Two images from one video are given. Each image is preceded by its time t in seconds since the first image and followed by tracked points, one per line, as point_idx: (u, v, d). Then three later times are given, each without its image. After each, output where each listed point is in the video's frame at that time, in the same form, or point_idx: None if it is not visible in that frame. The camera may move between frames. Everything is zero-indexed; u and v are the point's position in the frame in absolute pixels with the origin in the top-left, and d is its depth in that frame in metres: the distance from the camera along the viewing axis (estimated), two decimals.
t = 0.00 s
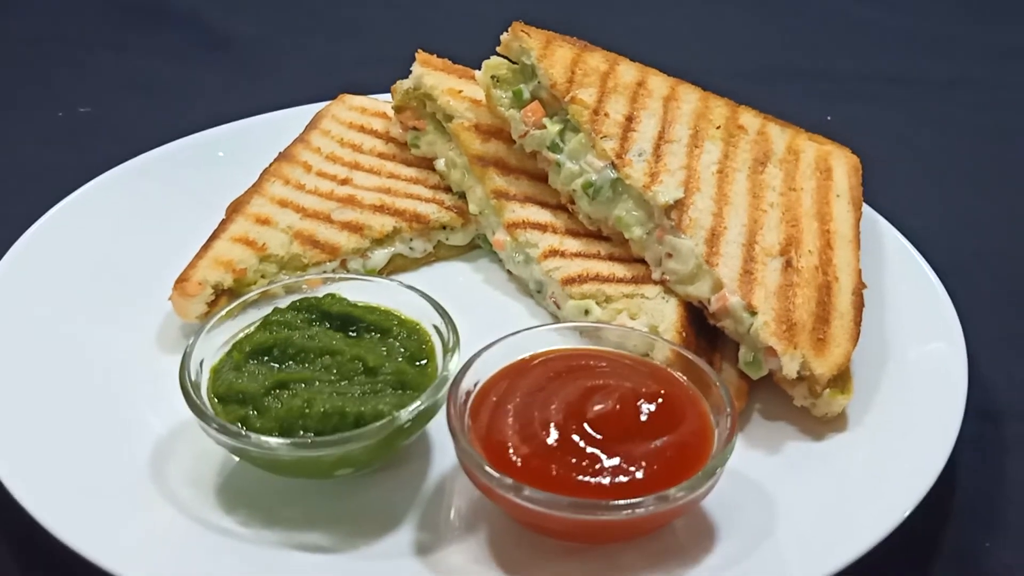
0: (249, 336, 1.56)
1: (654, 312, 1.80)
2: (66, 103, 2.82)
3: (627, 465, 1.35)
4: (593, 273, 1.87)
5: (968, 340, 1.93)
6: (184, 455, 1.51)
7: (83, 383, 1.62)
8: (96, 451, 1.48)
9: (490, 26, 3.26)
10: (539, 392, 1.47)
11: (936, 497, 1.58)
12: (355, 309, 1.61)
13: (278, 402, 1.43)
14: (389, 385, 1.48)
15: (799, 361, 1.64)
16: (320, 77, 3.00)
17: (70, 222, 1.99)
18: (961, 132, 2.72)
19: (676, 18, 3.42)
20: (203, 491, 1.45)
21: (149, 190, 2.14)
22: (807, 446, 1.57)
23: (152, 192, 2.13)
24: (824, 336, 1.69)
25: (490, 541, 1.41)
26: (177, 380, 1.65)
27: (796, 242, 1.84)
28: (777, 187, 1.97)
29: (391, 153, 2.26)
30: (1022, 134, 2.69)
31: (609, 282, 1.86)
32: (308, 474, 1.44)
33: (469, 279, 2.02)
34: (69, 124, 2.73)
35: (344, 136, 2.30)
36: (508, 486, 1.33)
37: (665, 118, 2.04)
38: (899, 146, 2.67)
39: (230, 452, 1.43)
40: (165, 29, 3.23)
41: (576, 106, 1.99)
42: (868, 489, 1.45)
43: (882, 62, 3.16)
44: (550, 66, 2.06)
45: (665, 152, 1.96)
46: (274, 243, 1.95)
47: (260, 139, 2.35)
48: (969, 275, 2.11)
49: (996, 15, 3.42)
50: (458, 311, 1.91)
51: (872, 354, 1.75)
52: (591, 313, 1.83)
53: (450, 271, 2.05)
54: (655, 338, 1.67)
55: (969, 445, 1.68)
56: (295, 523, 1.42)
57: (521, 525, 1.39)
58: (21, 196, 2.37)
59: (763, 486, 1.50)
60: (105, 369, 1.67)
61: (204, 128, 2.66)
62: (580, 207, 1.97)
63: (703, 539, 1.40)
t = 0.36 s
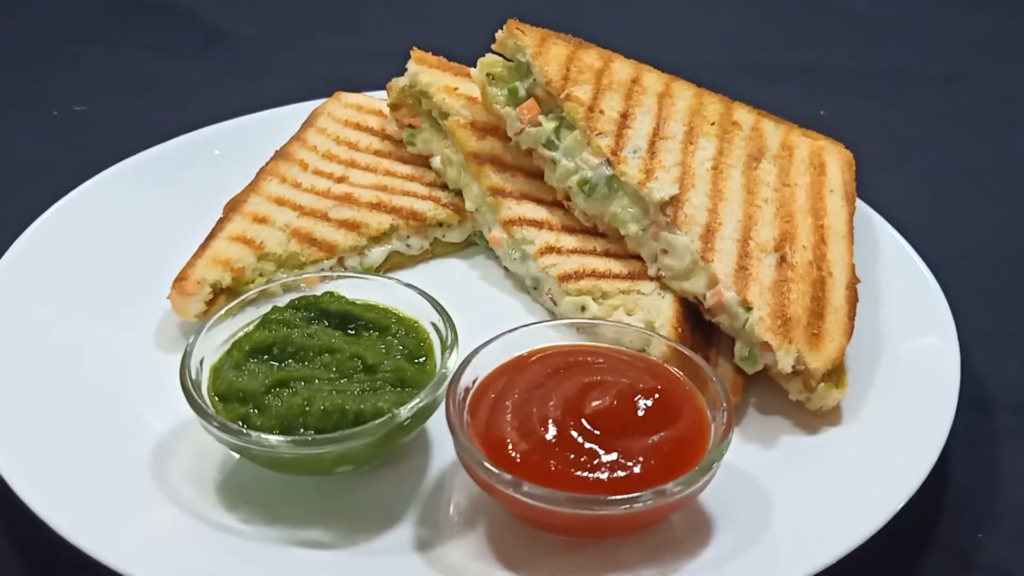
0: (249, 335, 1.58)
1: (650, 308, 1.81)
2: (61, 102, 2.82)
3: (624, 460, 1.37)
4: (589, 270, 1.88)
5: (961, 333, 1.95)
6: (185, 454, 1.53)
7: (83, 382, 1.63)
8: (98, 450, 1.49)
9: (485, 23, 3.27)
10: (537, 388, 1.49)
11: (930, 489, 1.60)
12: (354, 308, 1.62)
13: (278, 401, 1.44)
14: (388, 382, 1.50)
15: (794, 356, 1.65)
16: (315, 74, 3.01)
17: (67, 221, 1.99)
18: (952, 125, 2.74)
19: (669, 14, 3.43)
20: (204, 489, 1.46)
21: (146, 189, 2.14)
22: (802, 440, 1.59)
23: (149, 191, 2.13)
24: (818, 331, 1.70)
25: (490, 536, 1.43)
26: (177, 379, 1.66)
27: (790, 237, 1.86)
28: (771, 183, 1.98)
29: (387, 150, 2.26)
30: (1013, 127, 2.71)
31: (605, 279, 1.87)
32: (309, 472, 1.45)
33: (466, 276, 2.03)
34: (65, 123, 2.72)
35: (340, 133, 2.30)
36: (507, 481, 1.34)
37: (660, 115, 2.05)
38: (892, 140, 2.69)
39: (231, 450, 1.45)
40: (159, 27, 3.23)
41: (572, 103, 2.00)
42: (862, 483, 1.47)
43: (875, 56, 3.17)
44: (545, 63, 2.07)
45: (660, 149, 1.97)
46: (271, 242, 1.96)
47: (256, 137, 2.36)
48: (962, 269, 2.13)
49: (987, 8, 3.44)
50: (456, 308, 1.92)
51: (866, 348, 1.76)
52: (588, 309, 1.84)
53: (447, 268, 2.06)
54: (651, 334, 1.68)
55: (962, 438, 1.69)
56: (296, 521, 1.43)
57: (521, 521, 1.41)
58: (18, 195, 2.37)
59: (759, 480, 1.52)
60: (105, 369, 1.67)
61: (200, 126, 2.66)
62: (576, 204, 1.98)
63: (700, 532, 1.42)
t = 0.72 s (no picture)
0: (248, 330, 1.58)
1: (647, 301, 1.82)
2: (57, 98, 2.82)
3: (622, 453, 1.38)
4: (586, 263, 1.89)
5: (956, 324, 1.96)
6: (185, 450, 1.53)
7: (84, 378, 1.63)
8: (99, 444, 1.50)
9: (479, 16, 3.27)
10: (535, 381, 1.50)
11: (925, 478, 1.61)
12: (352, 302, 1.63)
13: (277, 395, 1.45)
14: (387, 376, 1.51)
15: (790, 348, 1.66)
16: (311, 68, 3.01)
17: (66, 217, 2.00)
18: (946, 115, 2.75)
19: (664, 6, 3.44)
20: (205, 484, 1.47)
21: (144, 185, 2.14)
22: (798, 431, 1.61)
23: (146, 187, 2.14)
24: (814, 323, 1.72)
25: (489, 528, 1.44)
26: (177, 375, 1.67)
27: (786, 230, 1.87)
28: (767, 175, 1.99)
29: (384, 145, 2.27)
30: (1007, 117, 2.72)
31: (602, 272, 1.88)
32: (309, 466, 1.46)
33: (463, 269, 2.04)
34: (61, 119, 2.72)
35: (337, 128, 2.31)
36: (506, 473, 1.35)
37: (656, 108, 2.05)
38: (886, 131, 2.70)
39: (232, 444, 1.46)
40: (154, 23, 3.23)
41: (567, 97, 2.00)
42: (857, 473, 1.48)
43: (868, 47, 3.18)
44: (541, 57, 2.07)
45: (656, 142, 1.98)
46: (269, 237, 1.97)
47: (253, 133, 2.36)
48: (954, 260, 2.15)
49: None
50: (454, 301, 1.93)
51: (861, 339, 1.78)
52: (585, 303, 1.85)
53: (444, 262, 2.07)
54: (648, 326, 1.70)
55: (958, 428, 1.71)
56: (297, 515, 1.44)
57: (520, 513, 1.42)
58: (15, 191, 2.37)
59: (756, 471, 1.53)
60: (106, 363, 1.68)
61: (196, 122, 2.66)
62: (572, 197, 1.99)
63: (697, 523, 1.43)
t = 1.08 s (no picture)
0: (253, 322, 1.61)
1: (646, 292, 1.84)
2: (58, 97, 2.84)
3: (622, 440, 1.41)
4: (585, 255, 1.92)
5: (951, 315, 1.98)
6: (191, 441, 1.56)
7: (90, 371, 1.65)
8: (106, 435, 1.52)
9: (477, 14, 3.30)
10: (536, 371, 1.52)
11: (920, 465, 1.64)
12: (355, 294, 1.65)
13: (282, 386, 1.48)
14: (390, 367, 1.53)
15: (786, 337, 1.69)
16: (310, 66, 3.03)
17: (69, 212, 2.02)
18: (940, 109, 2.78)
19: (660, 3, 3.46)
20: (212, 474, 1.50)
21: (146, 181, 2.16)
22: (795, 419, 1.63)
23: (148, 183, 2.16)
24: (811, 312, 1.74)
25: (491, 515, 1.47)
26: (182, 367, 1.69)
27: (782, 221, 1.89)
28: (763, 168, 2.01)
29: (384, 140, 2.29)
30: (1001, 111, 2.75)
31: (601, 264, 1.91)
32: (314, 455, 1.49)
33: (463, 263, 2.06)
34: (62, 117, 2.75)
35: (337, 124, 2.33)
36: (508, 460, 1.38)
37: (653, 103, 2.08)
38: (881, 125, 2.73)
39: (238, 434, 1.48)
40: (154, 21, 3.25)
41: (566, 92, 2.02)
42: (853, 459, 1.50)
43: (863, 42, 3.21)
44: (539, 52, 2.10)
45: (654, 136, 2.00)
46: (272, 231, 1.99)
47: (254, 129, 2.38)
48: (948, 252, 2.17)
49: None
50: (455, 294, 1.96)
51: (856, 328, 1.80)
52: (585, 294, 1.87)
53: (445, 255, 2.09)
54: (647, 317, 1.71)
55: (953, 417, 1.73)
56: (302, 503, 1.46)
57: (521, 499, 1.45)
58: (18, 188, 2.40)
59: (754, 458, 1.56)
60: (111, 356, 1.70)
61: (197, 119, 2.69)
62: (571, 190, 2.01)
63: (696, 509, 1.46)
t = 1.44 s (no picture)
0: (250, 317, 1.66)
1: (632, 287, 1.89)
2: (58, 98, 2.88)
3: (607, 428, 1.46)
4: (574, 251, 1.97)
5: (931, 308, 2.03)
6: (191, 432, 1.61)
7: (92, 365, 1.70)
8: (108, 426, 1.57)
9: (470, 15, 3.34)
10: (525, 362, 1.57)
11: (898, 452, 1.69)
12: (349, 290, 1.70)
13: (279, 378, 1.53)
14: (383, 359, 1.58)
15: (768, 329, 1.74)
16: (306, 67, 3.08)
17: (70, 212, 2.06)
18: (925, 107, 2.83)
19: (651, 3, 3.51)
20: (211, 464, 1.55)
21: (145, 180, 2.21)
22: (777, 409, 1.68)
23: (147, 183, 2.21)
24: (792, 305, 1.79)
25: (482, 502, 1.52)
26: (182, 361, 1.74)
27: (765, 217, 1.94)
28: (748, 165, 2.07)
29: (378, 140, 2.34)
30: (985, 109, 2.80)
31: (590, 260, 1.96)
32: (310, 445, 1.54)
33: (455, 259, 2.11)
34: (62, 118, 2.79)
35: (332, 124, 2.38)
36: (497, 448, 1.43)
37: (640, 102, 2.13)
38: (867, 123, 2.78)
39: (235, 425, 1.53)
40: (152, 23, 3.30)
41: (554, 92, 2.08)
42: (832, 446, 1.55)
43: (851, 41, 3.26)
44: (529, 54, 2.15)
45: (641, 135, 2.06)
46: (268, 229, 2.04)
47: (251, 129, 2.43)
48: (930, 247, 2.22)
49: None
50: (447, 289, 2.01)
51: (838, 321, 1.85)
52: (573, 289, 1.93)
53: (437, 252, 2.14)
54: (633, 310, 1.77)
55: (931, 406, 1.78)
56: (299, 492, 1.51)
57: (511, 487, 1.50)
58: (19, 188, 2.44)
59: (737, 446, 1.61)
60: (112, 351, 1.75)
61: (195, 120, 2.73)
62: (560, 188, 2.06)
63: (680, 495, 1.51)
